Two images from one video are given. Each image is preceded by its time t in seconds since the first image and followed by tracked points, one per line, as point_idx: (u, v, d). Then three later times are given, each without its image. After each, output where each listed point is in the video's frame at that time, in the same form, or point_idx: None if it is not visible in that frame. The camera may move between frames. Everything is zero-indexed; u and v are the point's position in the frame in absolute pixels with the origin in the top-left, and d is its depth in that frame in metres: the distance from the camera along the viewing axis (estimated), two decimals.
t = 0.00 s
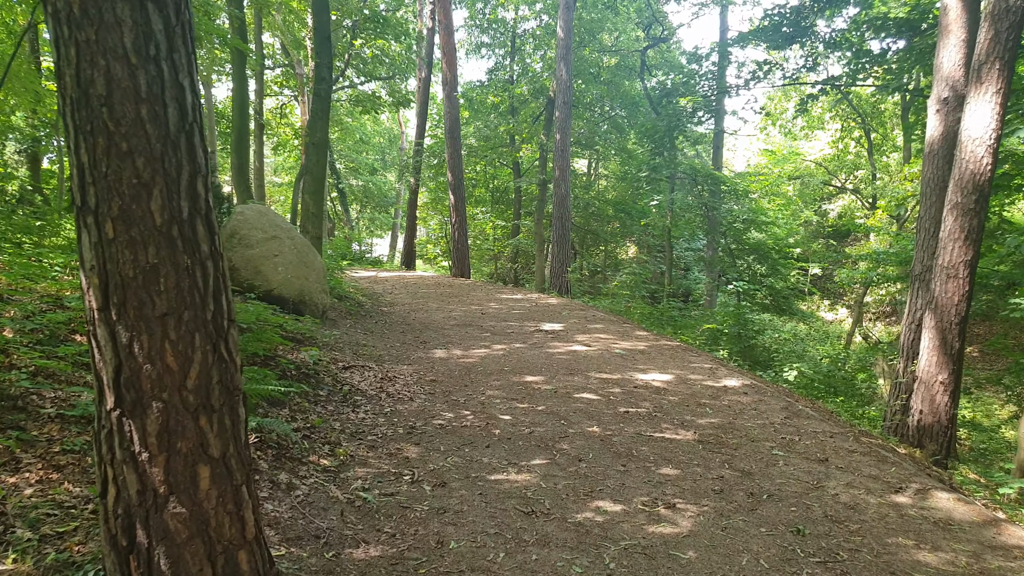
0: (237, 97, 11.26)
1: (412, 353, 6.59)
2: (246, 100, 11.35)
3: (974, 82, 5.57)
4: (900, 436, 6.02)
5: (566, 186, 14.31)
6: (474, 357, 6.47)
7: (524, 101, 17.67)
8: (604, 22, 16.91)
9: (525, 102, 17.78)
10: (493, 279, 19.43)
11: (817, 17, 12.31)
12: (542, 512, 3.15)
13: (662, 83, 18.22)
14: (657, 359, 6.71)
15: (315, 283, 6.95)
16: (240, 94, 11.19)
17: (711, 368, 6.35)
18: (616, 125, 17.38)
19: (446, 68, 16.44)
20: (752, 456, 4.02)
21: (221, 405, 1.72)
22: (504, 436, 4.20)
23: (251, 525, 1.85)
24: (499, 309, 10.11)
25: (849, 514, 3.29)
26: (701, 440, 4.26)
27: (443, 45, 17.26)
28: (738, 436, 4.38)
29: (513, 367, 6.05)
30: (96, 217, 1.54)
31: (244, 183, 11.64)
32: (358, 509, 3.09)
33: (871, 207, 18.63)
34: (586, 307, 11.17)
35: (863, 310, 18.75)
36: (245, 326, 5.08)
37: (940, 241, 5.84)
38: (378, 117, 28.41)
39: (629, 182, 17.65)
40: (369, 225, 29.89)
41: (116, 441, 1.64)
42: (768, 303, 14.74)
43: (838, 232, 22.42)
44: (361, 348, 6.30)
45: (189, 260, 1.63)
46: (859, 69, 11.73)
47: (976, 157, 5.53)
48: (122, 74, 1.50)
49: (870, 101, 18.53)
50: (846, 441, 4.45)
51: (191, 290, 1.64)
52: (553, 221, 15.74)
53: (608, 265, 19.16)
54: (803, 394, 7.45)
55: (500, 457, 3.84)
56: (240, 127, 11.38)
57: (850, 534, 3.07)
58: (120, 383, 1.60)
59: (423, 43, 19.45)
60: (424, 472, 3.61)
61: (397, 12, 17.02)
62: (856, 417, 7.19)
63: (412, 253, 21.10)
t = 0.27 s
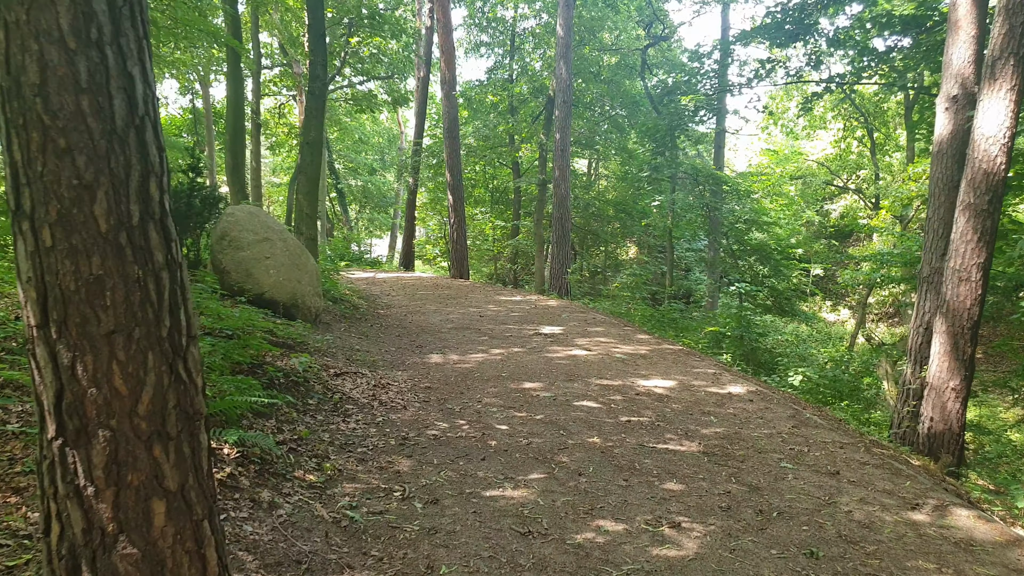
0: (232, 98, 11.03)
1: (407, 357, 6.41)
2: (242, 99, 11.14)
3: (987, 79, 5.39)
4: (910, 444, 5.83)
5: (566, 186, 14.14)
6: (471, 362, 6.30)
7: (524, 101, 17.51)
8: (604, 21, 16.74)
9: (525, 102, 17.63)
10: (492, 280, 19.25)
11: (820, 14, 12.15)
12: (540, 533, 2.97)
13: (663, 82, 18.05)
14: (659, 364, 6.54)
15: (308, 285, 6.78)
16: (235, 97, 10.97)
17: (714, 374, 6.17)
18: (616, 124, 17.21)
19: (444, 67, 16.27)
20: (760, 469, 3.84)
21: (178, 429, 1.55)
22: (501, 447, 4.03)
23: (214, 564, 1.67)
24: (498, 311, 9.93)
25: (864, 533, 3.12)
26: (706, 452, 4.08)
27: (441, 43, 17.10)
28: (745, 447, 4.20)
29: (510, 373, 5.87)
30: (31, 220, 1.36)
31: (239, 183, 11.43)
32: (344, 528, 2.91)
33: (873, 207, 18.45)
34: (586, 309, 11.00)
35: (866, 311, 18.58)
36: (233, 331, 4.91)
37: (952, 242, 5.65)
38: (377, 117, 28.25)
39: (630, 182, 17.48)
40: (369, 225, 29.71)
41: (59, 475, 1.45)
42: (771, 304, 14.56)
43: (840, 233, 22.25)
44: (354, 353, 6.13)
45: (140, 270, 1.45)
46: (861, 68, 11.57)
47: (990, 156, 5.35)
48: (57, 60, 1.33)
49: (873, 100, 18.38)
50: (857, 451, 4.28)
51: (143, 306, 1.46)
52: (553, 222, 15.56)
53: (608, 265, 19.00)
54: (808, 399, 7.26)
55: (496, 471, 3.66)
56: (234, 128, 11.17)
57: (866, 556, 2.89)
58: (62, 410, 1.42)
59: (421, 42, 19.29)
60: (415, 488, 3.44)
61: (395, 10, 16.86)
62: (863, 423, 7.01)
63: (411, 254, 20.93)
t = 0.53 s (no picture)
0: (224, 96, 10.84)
1: (400, 361, 6.23)
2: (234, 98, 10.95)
3: (999, 73, 5.20)
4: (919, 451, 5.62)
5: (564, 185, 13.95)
6: (465, 366, 6.11)
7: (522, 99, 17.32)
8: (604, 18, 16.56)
9: (523, 100, 17.43)
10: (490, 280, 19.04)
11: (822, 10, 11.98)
12: (532, 553, 2.79)
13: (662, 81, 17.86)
14: (658, 367, 6.34)
15: (298, 287, 6.61)
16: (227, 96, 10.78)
17: (715, 378, 5.98)
18: (615, 123, 17.02)
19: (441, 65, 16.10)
20: (766, 481, 3.66)
21: (110, 451, 1.52)
22: (493, 457, 3.84)
23: None
24: (494, 313, 9.75)
25: (878, 552, 2.93)
26: (709, 462, 3.89)
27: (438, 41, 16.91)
28: (749, 457, 4.02)
29: (505, 377, 5.68)
30: None
31: (232, 181, 11.23)
32: (322, 547, 2.74)
33: (875, 206, 18.27)
34: (584, 310, 10.81)
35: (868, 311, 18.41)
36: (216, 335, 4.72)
37: (961, 242, 5.45)
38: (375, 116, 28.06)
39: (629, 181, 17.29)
40: (366, 226, 29.48)
41: None
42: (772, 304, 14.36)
43: (841, 232, 22.07)
44: (344, 357, 5.94)
45: (61, 276, 1.42)
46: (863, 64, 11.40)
47: (1001, 152, 5.16)
48: None
49: (874, 99, 18.21)
50: (866, 461, 4.09)
51: (68, 317, 1.43)
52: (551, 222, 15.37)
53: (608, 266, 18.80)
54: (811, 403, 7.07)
55: (488, 484, 3.47)
56: (227, 126, 10.98)
57: None
58: None
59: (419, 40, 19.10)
60: (401, 503, 3.25)
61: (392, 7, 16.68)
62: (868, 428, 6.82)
63: (409, 254, 20.75)
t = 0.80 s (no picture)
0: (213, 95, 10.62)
1: (390, 367, 6.02)
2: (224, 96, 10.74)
3: (1011, 68, 4.99)
4: (927, 460, 5.42)
5: (561, 185, 13.75)
6: (457, 372, 5.89)
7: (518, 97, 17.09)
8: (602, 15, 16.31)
9: (520, 99, 17.20)
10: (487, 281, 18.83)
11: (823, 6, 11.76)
12: None
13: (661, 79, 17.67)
14: (656, 373, 6.14)
15: (284, 290, 6.40)
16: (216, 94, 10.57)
17: (716, 385, 5.78)
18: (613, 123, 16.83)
19: (437, 63, 15.91)
20: (770, 497, 3.45)
21: (8, 498, 1.35)
22: (482, 472, 3.63)
23: None
24: (490, 316, 9.54)
25: None
26: (710, 477, 3.69)
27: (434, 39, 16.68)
28: (752, 471, 3.81)
29: (498, 384, 5.48)
30: None
31: (222, 181, 11.01)
32: None
33: (876, 206, 18.07)
34: (581, 312, 10.60)
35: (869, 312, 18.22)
36: (195, 342, 4.52)
37: (973, 244, 5.24)
38: (372, 116, 27.86)
39: (629, 181, 17.08)
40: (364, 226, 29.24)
41: None
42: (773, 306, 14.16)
43: (841, 232, 21.88)
44: (331, 363, 5.72)
45: None
46: (865, 62, 11.21)
47: (1014, 150, 4.96)
48: None
49: (875, 98, 18.02)
50: (875, 474, 3.88)
51: None
52: (548, 223, 15.15)
53: (606, 267, 18.59)
54: (814, 410, 6.87)
55: (474, 503, 3.27)
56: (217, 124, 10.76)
57: None
58: None
59: (414, 38, 18.89)
60: (381, 524, 3.04)
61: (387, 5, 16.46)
62: (873, 435, 6.62)
63: (405, 255, 20.55)
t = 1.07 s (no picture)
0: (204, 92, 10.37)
1: (381, 371, 5.80)
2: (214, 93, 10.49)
3: None
4: (939, 470, 5.22)
5: (560, 184, 13.53)
6: (451, 377, 5.69)
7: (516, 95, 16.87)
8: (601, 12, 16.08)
9: (517, 97, 16.98)
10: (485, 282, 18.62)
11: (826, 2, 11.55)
12: None
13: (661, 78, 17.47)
14: (658, 378, 5.94)
15: (273, 291, 6.19)
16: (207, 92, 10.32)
17: (719, 390, 5.57)
18: (612, 121, 16.62)
19: (434, 61, 15.70)
20: (782, 514, 3.25)
21: None
22: (475, 487, 3.42)
23: None
24: (486, 317, 9.33)
25: None
26: (716, 492, 3.48)
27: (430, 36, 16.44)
28: (761, 485, 3.61)
29: (494, 389, 5.27)
30: None
31: (212, 179, 10.74)
32: None
33: (877, 206, 17.88)
34: (580, 314, 10.40)
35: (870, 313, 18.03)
36: (175, 347, 4.31)
37: (988, 245, 5.03)
38: (369, 114, 27.64)
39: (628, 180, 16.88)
40: (361, 225, 29.01)
41: None
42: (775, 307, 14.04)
43: (841, 232, 21.70)
44: (321, 368, 5.52)
45: None
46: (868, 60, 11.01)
47: None
48: None
49: (877, 96, 17.84)
50: (891, 488, 3.68)
51: None
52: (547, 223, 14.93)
53: (605, 267, 18.39)
54: (820, 415, 6.67)
55: (467, 521, 3.06)
56: (207, 122, 10.50)
57: None
58: None
59: (410, 35, 18.66)
60: (367, 545, 2.83)
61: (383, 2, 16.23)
62: (880, 441, 6.42)
63: (402, 254, 20.34)
